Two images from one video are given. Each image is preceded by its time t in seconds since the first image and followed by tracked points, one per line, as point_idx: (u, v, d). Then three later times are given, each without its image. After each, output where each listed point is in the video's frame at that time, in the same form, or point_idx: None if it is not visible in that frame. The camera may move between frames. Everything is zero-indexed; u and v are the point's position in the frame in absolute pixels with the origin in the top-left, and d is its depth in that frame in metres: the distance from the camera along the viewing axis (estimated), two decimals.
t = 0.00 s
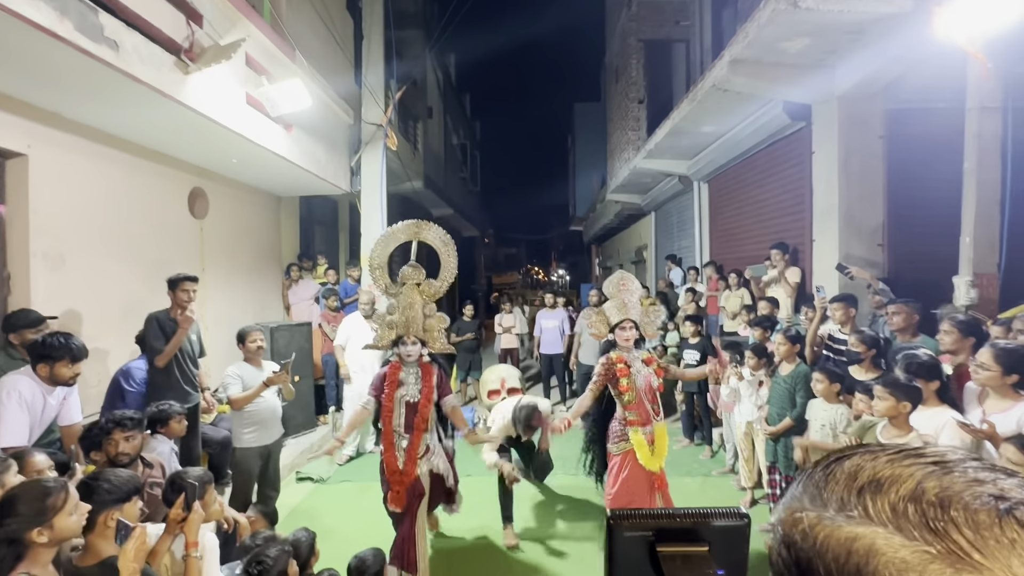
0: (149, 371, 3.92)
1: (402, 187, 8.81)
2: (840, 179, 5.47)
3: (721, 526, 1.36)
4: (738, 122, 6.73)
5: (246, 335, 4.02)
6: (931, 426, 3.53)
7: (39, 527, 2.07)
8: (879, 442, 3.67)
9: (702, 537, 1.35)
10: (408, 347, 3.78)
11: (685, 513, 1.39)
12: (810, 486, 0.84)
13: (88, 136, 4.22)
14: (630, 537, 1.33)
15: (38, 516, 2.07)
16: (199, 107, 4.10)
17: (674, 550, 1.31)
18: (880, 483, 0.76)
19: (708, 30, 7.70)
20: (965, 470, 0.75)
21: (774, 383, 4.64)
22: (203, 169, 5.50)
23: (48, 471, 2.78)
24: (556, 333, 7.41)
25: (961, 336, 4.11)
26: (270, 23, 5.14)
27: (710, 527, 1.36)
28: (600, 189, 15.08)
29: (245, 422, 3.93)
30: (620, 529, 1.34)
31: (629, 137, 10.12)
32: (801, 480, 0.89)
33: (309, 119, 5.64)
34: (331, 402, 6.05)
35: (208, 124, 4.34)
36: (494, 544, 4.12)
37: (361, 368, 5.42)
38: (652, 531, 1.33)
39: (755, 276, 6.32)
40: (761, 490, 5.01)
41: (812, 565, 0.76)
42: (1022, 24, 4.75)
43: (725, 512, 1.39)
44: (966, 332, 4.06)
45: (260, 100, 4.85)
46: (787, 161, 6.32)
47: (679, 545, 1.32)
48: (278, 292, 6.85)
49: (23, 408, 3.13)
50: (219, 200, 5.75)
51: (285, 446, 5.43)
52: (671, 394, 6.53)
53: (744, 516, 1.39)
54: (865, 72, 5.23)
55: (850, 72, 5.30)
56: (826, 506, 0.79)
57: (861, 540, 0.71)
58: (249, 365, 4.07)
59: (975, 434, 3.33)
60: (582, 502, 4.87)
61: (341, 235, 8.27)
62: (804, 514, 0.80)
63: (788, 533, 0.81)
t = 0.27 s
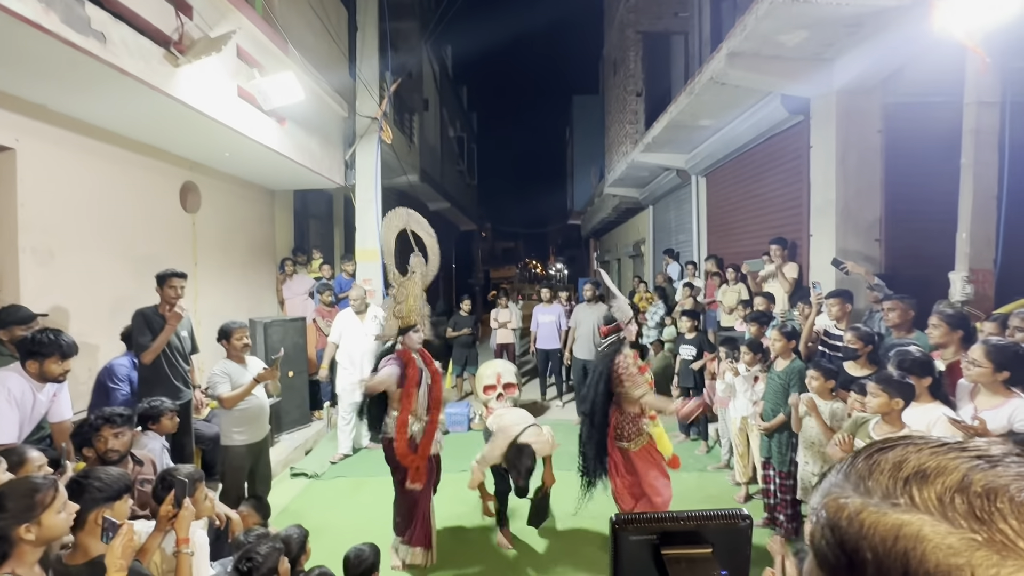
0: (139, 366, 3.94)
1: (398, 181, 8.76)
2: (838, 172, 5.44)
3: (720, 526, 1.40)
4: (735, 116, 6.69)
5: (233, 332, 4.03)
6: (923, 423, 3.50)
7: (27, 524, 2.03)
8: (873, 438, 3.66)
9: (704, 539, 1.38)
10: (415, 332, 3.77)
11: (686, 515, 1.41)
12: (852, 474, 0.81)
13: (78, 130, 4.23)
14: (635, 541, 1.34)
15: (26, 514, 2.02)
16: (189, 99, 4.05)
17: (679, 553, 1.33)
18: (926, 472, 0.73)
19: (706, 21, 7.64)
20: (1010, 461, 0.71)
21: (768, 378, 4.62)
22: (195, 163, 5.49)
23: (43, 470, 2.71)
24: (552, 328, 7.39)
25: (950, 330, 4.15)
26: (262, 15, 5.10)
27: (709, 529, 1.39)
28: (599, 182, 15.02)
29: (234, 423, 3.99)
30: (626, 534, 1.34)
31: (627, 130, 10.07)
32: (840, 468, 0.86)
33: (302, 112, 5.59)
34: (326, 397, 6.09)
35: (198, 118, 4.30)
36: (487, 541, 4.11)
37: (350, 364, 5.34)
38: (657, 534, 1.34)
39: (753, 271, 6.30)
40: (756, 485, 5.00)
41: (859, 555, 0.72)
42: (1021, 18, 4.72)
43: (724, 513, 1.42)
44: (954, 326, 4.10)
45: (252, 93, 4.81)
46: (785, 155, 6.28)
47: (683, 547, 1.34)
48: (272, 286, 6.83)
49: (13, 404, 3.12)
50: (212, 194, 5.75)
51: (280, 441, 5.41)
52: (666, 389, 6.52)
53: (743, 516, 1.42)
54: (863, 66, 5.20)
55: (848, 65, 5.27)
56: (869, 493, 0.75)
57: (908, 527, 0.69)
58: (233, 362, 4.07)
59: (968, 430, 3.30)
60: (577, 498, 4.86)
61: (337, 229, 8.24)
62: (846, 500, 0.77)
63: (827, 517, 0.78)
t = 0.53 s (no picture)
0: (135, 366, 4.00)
1: (397, 179, 8.73)
2: (838, 172, 5.43)
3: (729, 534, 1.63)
4: (736, 115, 6.66)
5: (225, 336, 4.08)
6: (919, 423, 3.54)
7: (30, 526, 2.02)
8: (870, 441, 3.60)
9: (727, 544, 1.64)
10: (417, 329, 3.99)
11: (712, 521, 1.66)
12: (888, 480, 0.82)
13: (75, 128, 4.23)
14: (660, 549, 1.60)
15: (29, 517, 2.02)
16: (186, 99, 4.05)
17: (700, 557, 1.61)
18: (961, 482, 0.73)
19: (707, 19, 7.61)
20: None
21: (768, 379, 4.59)
22: (194, 163, 5.49)
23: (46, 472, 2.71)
24: (551, 327, 7.39)
25: (943, 330, 4.22)
26: (260, 13, 5.09)
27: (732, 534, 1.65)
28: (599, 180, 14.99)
29: (230, 424, 4.10)
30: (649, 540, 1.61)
31: (627, 128, 10.04)
32: (876, 474, 0.86)
33: (300, 111, 5.58)
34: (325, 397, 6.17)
35: (196, 117, 4.29)
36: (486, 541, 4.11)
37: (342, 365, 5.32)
38: (680, 541, 1.61)
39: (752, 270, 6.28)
40: (755, 485, 5.00)
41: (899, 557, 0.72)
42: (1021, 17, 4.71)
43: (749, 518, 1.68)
44: (947, 326, 4.17)
45: (251, 93, 4.81)
46: (785, 154, 6.27)
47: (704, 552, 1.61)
48: (271, 285, 6.83)
49: (13, 405, 3.13)
50: (211, 193, 5.75)
51: (278, 440, 5.42)
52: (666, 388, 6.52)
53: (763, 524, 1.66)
54: (863, 65, 5.19)
55: (848, 64, 5.26)
56: (908, 498, 0.76)
57: (947, 531, 0.69)
58: (224, 364, 4.13)
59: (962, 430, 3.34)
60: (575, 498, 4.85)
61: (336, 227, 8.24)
62: (888, 503, 0.76)
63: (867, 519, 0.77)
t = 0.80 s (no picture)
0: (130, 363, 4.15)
1: (397, 174, 8.72)
2: (840, 169, 5.42)
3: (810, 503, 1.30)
4: (737, 112, 6.64)
5: (221, 334, 4.09)
6: (917, 423, 3.54)
7: (40, 525, 2.03)
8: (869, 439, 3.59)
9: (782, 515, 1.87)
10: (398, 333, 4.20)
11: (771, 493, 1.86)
12: (941, 483, 0.95)
13: (70, 123, 4.24)
14: (721, 521, 1.31)
15: (38, 516, 2.03)
16: (185, 94, 4.04)
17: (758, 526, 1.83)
18: (1017, 489, 0.88)
19: (709, 13, 7.57)
20: None
21: (768, 378, 4.61)
22: (194, 158, 5.49)
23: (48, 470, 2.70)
24: (552, 324, 7.39)
25: (940, 329, 4.29)
26: (260, 8, 5.09)
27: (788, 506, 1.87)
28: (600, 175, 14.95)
29: (230, 421, 4.13)
30: (709, 510, 1.31)
31: (627, 124, 10.02)
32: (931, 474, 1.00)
33: (300, 106, 5.56)
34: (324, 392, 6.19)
35: (195, 112, 4.28)
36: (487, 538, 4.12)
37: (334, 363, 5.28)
38: (744, 513, 1.31)
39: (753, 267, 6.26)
40: (755, 483, 5.01)
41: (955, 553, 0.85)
42: None
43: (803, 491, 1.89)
44: (943, 324, 4.23)
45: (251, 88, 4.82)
46: (787, 151, 6.25)
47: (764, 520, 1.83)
48: (272, 281, 6.83)
49: (14, 402, 3.13)
50: (211, 189, 5.76)
51: (279, 436, 5.43)
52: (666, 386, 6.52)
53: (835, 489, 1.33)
54: (866, 63, 5.18)
55: (851, 61, 5.24)
56: (963, 502, 0.89)
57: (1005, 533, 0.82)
58: (222, 363, 4.15)
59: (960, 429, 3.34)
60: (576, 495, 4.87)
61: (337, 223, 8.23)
62: (940, 508, 0.89)
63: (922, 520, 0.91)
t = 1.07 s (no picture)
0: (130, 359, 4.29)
1: (398, 172, 8.71)
2: (844, 168, 5.41)
3: (873, 469, 1.75)
4: (740, 110, 6.63)
5: (219, 331, 4.09)
6: (918, 423, 3.56)
7: (53, 524, 2.08)
8: (874, 439, 3.67)
9: (854, 483, 1.75)
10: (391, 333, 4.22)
11: (839, 460, 1.76)
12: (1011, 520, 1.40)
13: (70, 119, 4.24)
14: (785, 487, 1.74)
15: (51, 514, 2.07)
16: (187, 91, 4.03)
17: (825, 495, 1.74)
18: None
19: (712, 10, 7.54)
20: None
21: (771, 378, 4.70)
22: (196, 156, 5.49)
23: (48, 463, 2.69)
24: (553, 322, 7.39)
25: (948, 330, 4.19)
26: (263, 5, 5.09)
27: (859, 473, 1.75)
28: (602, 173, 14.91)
29: (231, 419, 4.14)
30: (775, 475, 1.75)
31: (630, 122, 10.00)
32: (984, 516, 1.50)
33: (302, 104, 5.55)
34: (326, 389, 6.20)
35: (196, 109, 4.29)
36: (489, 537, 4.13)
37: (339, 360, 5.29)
38: (806, 480, 1.75)
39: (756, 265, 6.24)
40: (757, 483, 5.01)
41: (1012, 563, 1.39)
42: None
43: (875, 459, 1.77)
44: (952, 325, 4.15)
45: (253, 86, 4.83)
46: (790, 150, 6.24)
47: (829, 490, 1.74)
48: (273, 279, 6.84)
49: (18, 399, 3.14)
50: (213, 186, 5.75)
51: (280, 433, 5.43)
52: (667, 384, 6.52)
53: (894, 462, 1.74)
54: (870, 61, 5.16)
55: (856, 60, 5.23)
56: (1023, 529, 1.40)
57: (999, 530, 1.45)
58: (221, 360, 4.14)
59: (962, 430, 3.37)
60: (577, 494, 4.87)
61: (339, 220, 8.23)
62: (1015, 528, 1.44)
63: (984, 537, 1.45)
